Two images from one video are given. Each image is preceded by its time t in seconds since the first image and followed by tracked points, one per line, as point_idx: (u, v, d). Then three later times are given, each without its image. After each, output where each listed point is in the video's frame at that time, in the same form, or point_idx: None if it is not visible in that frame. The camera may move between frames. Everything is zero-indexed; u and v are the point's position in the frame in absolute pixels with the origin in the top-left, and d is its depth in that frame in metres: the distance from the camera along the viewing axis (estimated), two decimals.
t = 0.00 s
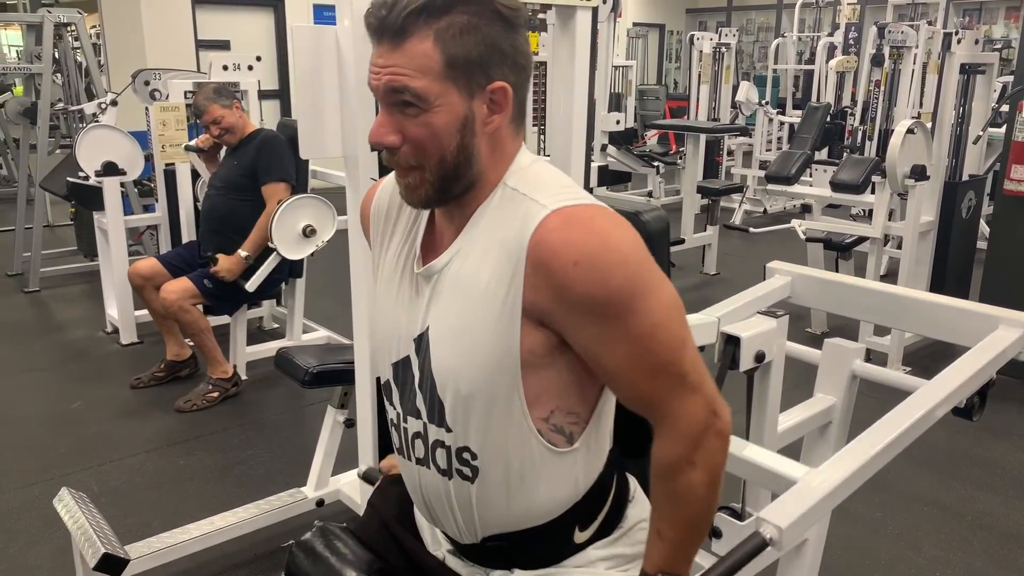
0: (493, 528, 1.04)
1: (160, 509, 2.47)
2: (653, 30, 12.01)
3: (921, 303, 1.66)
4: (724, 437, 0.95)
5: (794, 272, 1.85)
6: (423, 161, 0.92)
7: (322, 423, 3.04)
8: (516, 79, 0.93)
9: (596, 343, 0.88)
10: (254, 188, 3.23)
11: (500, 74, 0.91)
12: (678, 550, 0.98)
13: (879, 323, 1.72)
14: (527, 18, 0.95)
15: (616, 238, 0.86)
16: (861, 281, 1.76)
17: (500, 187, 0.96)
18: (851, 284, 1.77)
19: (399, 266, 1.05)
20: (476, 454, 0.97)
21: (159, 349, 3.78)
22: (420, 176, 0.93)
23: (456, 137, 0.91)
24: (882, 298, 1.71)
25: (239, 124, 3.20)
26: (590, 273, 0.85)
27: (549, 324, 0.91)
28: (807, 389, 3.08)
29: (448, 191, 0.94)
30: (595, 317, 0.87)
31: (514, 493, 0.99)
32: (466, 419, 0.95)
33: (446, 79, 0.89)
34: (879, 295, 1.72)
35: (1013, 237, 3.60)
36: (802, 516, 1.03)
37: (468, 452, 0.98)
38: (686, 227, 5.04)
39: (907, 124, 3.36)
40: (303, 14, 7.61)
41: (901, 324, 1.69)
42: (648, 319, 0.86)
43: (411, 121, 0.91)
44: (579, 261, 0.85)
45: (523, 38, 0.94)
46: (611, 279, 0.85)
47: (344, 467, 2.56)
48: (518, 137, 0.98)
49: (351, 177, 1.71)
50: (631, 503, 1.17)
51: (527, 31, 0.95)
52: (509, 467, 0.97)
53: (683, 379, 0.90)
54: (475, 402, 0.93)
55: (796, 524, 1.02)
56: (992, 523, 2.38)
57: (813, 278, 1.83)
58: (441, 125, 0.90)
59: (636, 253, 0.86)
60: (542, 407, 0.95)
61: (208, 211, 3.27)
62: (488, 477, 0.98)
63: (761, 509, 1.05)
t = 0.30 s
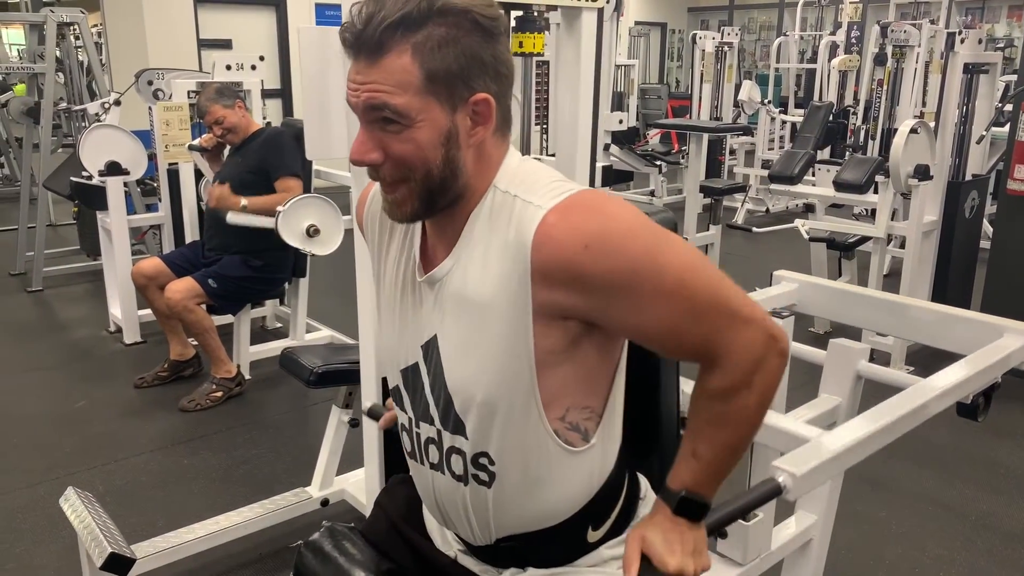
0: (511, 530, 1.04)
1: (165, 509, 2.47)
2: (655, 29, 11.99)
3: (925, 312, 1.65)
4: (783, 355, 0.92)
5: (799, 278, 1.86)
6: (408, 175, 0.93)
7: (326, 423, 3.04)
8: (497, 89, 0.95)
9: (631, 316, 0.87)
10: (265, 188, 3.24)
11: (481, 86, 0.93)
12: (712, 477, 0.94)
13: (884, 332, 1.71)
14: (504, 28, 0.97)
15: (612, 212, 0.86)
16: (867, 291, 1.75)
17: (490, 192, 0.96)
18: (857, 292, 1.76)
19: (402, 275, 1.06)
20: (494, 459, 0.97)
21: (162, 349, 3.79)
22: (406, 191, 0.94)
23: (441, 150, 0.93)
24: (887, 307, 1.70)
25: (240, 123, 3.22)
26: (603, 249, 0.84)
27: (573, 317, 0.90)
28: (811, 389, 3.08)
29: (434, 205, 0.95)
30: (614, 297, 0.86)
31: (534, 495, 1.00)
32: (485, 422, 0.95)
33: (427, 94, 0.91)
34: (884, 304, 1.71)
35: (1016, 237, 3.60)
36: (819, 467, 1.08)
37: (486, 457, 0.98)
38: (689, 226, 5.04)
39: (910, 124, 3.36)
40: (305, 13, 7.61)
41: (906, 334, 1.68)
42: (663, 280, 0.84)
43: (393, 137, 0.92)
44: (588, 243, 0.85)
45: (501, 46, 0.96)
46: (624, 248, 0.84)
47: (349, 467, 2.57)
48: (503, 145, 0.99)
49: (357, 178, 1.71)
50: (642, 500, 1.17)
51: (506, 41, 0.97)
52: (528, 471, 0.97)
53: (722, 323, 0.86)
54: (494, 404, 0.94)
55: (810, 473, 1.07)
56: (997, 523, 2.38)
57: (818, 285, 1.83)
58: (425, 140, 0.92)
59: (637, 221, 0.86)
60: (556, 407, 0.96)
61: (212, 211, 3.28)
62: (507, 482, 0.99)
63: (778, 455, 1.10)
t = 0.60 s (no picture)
0: (519, 540, 1.07)
1: (167, 512, 2.46)
2: (657, 28, 11.97)
3: (931, 321, 1.63)
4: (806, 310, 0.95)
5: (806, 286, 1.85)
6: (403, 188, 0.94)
7: (328, 425, 3.04)
8: (502, 113, 0.97)
9: (655, 314, 0.90)
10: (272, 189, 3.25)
11: (486, 107, 0.94)
12: (734, 428, 0.97)
13: (890, 341, 1.70)
14: (515, 55, 0.99)
15: (618, 222, 0.90)
16: (874, 300, 1.73)
17: (493, 213, 0.97)
18: (864, 299, 1.75)
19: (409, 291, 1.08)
20: (504, 471, 1.00)
21: (164, 350, 3.78)
22: (401, 204, 0.95)
23: (442, 168, 0.94)
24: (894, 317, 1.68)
25: (240, 130, 3.22)
26: (616, 261, 0.87)
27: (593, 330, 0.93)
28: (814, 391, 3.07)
29: (428, 219, 0.96)
30: (634, 299, 0.89)
31: (543, 503, 1.03)
32: (498, 436, 0.98)
33: (433, 110, 0.92)
34: (891, 313, 1.69)
35: (1020, 238, 3.59)
36: (833, 445, 1.10)
37: (496, 468, 1.01)
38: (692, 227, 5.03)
39: (914, 125, 3.36)
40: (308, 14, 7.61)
41: (913, 344, 1.66)
42: (674, 261, 0.87)
43: (395, 150, 0.93)
44: (601, 257, 0.88)
45: (509, 70, 0.98)
46: (636, 258, 0.87)
47: (351, 469, 2.56)
48: (505, 168, 1.00)
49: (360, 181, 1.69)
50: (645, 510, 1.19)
51: (514, 67, 0.99)
52: (540, 481, 1.00)
53: (741, 283, 0.89)
54: (508, 418, 0.96)
55: (825, 451, 1.08)
56: (1001, 526, 2.37)
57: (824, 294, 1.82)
58: (426, 156, 0.93)
59: (645, 228, 0.89)
60: (569, 421, 0.99)
61: (213, 211, 3.26)
62: (518, 493, 1.01)
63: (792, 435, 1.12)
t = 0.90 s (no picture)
0: (517, 548, 1.08)
1: (164, 513, 2.44)
2: (659, 27, 11.94)
3: (936, 320, 1.60)
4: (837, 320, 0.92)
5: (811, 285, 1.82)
6: (417, 175, 0.96)
7: (327, 426, 3.01)
8: (520, 113, 1.00)
9: (678, 327, 0.90)
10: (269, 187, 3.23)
11: (505, 104, 0.97)
12: (749, 436, 0.94)
13: (895, 341, 1.66)
14: (538, 58, 1.02)
15: (648, 235, 0.91)
16: (879, 299, 1.70)
17: (512, 222, 1.00)
18: (868, 298, 1.72)
19: (423, 294, 1.11)
20: (511, 475, 1.02)
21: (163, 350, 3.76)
22: (415, 194, 0.97)
23: (457, 159, 0.96)
24: (899, 317, 1.65)
25: (241, 129, 3.18)
26: (644, 274, 0.88)
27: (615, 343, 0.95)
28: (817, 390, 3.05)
29: (438, 211, 0.98)
30: (662, 311, 0.89)
31: (547, 511, 1.04)
32: (509, 439, 1.00)
33: (453, 99, 0.95)
34: (896, 312, 1.66)
35: None
36: (839, 448, 1.07)
37: (503, 472, 1.03)
38: (694, 225, 5.00)
39: (918, 123, 3.36)
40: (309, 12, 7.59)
41: (919, 344, 1.63)
42: (703, 272, 0.86)
43: (411, 137, 0.96)
44: (629, 269, 0.89)
45: (531, 73, 1.01)
46: (663, 269, 0.88)
47: (350, 470, 2.54)
48: (520, 171, 1.03)
49: (357, 179, 1.67)
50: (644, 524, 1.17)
51: (536, 71, 1.02)
52: (547, 487, 1.02)
53: (771, 298, 0.88)
54: (522, 422, 0.98)
55: (831, 454, 1.06)
56: (1007, 527, 2.34)
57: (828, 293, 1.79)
58: (442, 144, 0.95)
59: (675, 240, 0.89)
60: (580, 432, 1.00)
61: (211, 209, 3.23)
62: (523, 498, 1.03)
63: (798, 437, 1.09)
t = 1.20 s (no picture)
0: (517, 552, 1.05)
1: (156, 517, 2.42)
2: (660, 27, 11.90)
3: (937, 324, 1.57)
4: (869, 349, 0.87)
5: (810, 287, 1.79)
6: (462, 159, 0.97)
7: (323, 428, 2.99)
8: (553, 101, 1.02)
9: (694, 329, 0.86)
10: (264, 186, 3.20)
11: (543, 91, 1.00)
12: (764, 460, 0.89)
13: (895, 345, 1.63)
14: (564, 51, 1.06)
15: (670, 232, 0.89)
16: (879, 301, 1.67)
17: (536, 212, 1.01)
18: (868, 301, 1.68)
19: (437, 289, 1.10)
20: (515, 473, 0.99)
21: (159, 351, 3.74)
22: (458, 178, 0.98)
23: (501, 143, 0.98)
24: (900, 320, 1.62)
25: (233, 133, 3.17)
26: (659, 267, 0.86)
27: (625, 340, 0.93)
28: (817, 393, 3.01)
29: (478, 196, 0.99)
30: (680, 314, 0.86)
31: (551, 515, 1.01)
32: (513, 435, 0.97)
33: (499, 84, 0.96)
34: (896, 315, 1.63)
35: None
36: (837, 457, 1.04)
37: (507, 470, 0.99)
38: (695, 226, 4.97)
39: (921, 123, 3.32)
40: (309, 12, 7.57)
41: (919, 347, 1.60)
42: (722, 276, 0.83)
43: (458, 121, 0.97)
44: (645, 262, 0.87)
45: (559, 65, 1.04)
46: (680, 262, 0.85)
47: (344, 474, 2.51)
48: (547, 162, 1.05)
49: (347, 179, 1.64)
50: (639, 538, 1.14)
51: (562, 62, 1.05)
52: (550, 489, 0.99)
53: (793, 311, 0.83)
54: (527, 417, 0.96)
55: (829, 463, 1.02)
56: (1009, 533, 2.31)
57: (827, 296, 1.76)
58: (489, 128, 0.97)
59: (698, 238, 0.88)
60: (588, 435, 0.97)
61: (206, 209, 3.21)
62: (526, 499, 1.00)
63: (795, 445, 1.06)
